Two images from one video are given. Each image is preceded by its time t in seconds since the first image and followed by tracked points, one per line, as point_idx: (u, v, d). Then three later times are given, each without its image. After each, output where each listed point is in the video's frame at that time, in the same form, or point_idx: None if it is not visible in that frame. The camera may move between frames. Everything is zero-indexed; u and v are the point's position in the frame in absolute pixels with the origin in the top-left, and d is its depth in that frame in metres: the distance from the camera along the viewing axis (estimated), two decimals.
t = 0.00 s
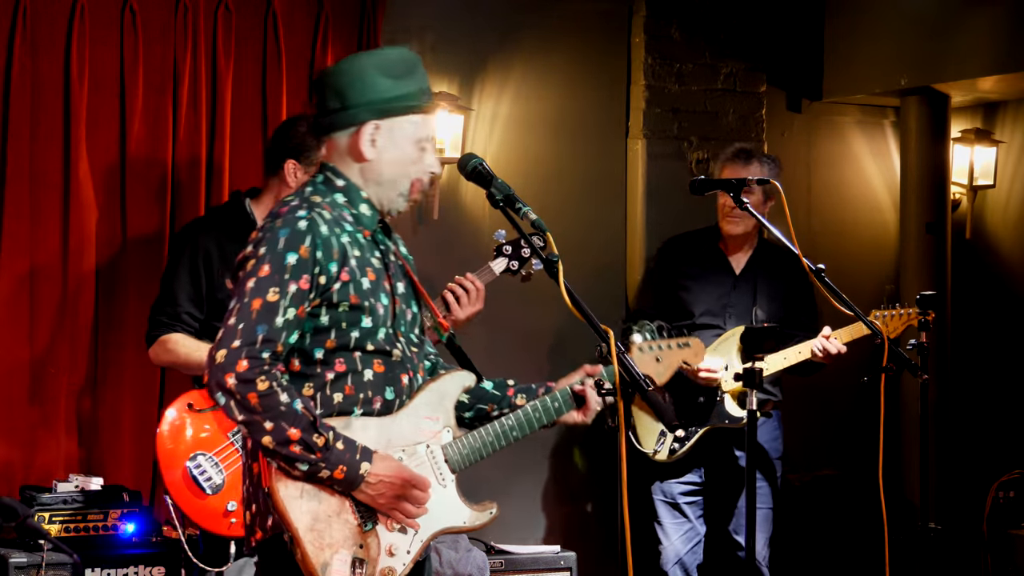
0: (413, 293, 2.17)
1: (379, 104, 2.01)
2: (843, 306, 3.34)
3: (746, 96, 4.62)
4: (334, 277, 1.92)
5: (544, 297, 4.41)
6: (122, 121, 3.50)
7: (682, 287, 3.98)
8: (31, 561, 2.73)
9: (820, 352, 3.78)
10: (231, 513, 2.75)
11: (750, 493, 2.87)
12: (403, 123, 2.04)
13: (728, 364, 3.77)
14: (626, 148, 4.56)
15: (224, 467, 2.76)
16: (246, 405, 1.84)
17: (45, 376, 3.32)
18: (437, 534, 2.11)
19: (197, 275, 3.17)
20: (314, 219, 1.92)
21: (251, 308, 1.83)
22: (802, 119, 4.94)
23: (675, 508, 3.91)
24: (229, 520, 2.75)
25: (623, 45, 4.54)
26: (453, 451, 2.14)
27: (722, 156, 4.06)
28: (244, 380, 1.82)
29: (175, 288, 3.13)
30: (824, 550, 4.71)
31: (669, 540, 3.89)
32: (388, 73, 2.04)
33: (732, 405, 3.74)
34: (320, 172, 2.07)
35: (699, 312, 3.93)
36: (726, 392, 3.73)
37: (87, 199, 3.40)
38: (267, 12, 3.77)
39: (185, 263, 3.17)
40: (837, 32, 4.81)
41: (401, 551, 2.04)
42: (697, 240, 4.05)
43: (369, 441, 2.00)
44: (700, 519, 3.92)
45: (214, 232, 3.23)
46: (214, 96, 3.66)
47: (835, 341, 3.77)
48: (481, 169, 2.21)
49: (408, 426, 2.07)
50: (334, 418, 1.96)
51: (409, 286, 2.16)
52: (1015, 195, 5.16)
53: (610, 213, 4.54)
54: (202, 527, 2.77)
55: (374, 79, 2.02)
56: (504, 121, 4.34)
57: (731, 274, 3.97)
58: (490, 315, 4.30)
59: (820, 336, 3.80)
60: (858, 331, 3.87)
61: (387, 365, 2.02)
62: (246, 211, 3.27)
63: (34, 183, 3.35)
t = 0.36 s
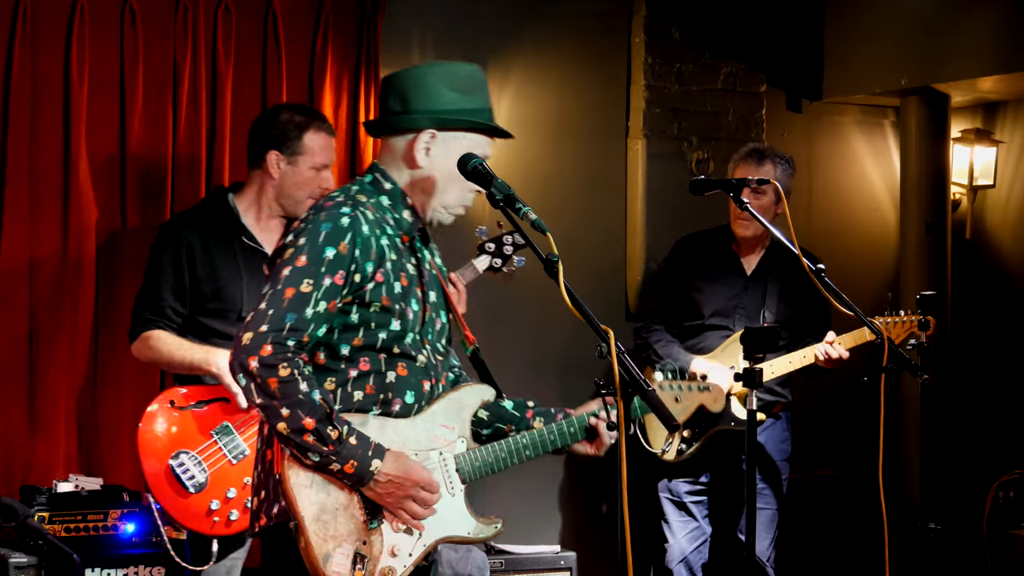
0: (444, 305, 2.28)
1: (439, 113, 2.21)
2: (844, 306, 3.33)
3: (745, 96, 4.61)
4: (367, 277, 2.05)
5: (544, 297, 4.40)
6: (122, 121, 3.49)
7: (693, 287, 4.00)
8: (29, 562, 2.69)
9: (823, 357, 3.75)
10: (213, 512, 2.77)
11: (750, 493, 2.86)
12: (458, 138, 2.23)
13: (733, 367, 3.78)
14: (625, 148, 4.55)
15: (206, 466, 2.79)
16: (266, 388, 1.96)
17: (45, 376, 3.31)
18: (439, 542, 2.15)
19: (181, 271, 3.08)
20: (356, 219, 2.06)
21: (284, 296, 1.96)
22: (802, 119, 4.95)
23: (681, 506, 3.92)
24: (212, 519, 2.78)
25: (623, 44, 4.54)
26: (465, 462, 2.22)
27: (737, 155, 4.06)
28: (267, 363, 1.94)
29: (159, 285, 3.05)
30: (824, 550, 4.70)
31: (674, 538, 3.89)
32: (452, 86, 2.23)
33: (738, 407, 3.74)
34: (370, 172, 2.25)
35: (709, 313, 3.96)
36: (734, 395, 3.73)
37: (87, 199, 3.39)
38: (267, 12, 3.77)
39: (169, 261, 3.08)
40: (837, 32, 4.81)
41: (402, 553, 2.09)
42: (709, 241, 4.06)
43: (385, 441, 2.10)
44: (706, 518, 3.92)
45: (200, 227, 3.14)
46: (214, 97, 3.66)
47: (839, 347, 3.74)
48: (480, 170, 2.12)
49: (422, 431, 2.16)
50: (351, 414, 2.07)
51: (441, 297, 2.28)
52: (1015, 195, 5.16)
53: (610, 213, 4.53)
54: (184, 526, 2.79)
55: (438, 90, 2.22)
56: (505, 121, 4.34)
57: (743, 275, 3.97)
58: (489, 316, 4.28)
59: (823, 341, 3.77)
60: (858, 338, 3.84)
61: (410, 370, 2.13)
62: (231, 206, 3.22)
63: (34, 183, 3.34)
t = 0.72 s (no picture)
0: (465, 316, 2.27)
1: (472, 120, 2.22)
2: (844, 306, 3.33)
3: (745, 96, 4.61)
4: (392, 277, 2.07)
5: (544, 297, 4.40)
6: (122, 121, 3.49)
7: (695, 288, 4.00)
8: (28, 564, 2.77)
9: (828, 357, 3.74)
10: (192, 516, 2.75)
11: (751, 492, 2.86)
12: (490, 146, 2.24)
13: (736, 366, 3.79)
14: (625, 148, 4.55)
15: (185, 469, 2.75)
16: (289, 383, 1.96)
17: (45, 376, 3.31)
18: (454, 546, 2.15)
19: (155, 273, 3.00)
20: (384, 219, 2.07)
21: (310, 291, 1.96)
22: (802, 119, 4.95)
23: (683, 507, 3.93)
24: (191, 522, 2.75)
25: (623, 44, 4.53)
26: (483, 469, 2.22)
27: (738, 154, 4.06)
28: (293, 358, 1.94)
29: (133, 286, 2.96)
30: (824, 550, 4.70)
31: (676, 539, 3.91)
32: (487, 96, 2.24)
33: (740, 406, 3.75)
34: (400, 178, 2.27)
35: (711, 313, 3.95)
36: (737, 395, 3.72)
37: (87, 199, 3.38)
38: (267, 12, 3.77)
39: (145, 262, 2.99)
40: (837, 32, 4.81)
41: (417, 553, 2.09)
42: (710, 241, 4.05)
43: (404, 442, 2.10)
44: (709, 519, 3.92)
45: (176, 227, 3.07)
46: (214, 97, 3.66)
47: (844, 346, 3.74)
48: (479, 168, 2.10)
49: (444, 438, 2.16)
50: (371, 414, 2.08)
51: (464, 304, 2.26)
52: (1015, 195, 5.16)
53: (609, 213, 4.53)
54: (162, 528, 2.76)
55: (472, 97, 2.23)
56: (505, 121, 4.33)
57: (745, 275, 3.96)
58: (489, 316, 4.29)
59: (829, 341, 3.77)
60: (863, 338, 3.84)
61: (430, 374, 2.14)
62: (201, 203, 3.14)
63: (34, 183, 3.34)
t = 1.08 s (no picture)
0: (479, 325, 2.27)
1: (502, 129, 2.23)
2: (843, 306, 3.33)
3: (745, 96, 4.61)
4: (414, 278, 2.07)
5: (544, 297, 4.40)
6: (122, 122, 3.49)
7: (689, 288, 3.99)
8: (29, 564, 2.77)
9: (825, 354, 3.73)
10: (187, 521, 2.73)
11: (751, 493, 2.86)
12: (516, 156, 2.25)
13: (733, 365, 3.80)
14: (625, 148, 4.55)
15: (179, 475, 2.73)
16: (305, 373, 1.95)
17: (45, 376, 3.31)
18: (459, 549, 2.13)
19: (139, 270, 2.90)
20: (410, 220, 2.08)
21: (332, 286, 1.97)
22: (802, 119, 4.95)
23: (680, 508, 3.91)
24: (185, 528, 2.74)
25: (623, 44, 4.53)
26: (490, 475, 2.20)
27: (728, 154, 4.06)
28: (310, 349, 1.94)
29: (118, 284, 2.85)
30: (824, 550, 4.69)
31: (672, 539, 3.90)
32: (519, 108, 2.26)
33: (739, 406, 3.80)
34: (426, 182, 2.28)
35: (705, 313, 3.95)
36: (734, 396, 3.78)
37: (87, 199, 3.38)
38: (267, 13, 3.77)
39: (130, 258, 2.90)
40: (836, 32, 4.81)
41: (423, 552, 2.08)
42: (702, 241, 4.06)
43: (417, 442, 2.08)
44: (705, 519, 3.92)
45: (162, 225, 2.99)
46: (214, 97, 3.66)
47: (842, 344, 3.72)
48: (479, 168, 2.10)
49: (454, 440, 2.15)
50: (385, 411, 2.07)
51: (478, 311, 2.27)
52: (1015, 195, 5.16)
53: (610, 213, 4.53)
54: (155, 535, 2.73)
55: (504, 107, 2.24)
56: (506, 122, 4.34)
57: (739, 275, 3.97)
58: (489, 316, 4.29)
59: (825, 339, 3.75)
60: (860, 336, 3.81)
61: (444, 376, 2.13)
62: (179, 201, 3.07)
63: (33, 183, 3.34)
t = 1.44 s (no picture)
0: (484, 326, 2.28)
1: (514, 134, 2.22)
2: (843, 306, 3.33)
3: (745, 96, 4.61)
4: (424, 278, 2.07)
5: (544, 297, 4.40)
6: (122, 122, 3.49)
7: (680, 290, 3.99)
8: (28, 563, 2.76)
9: (818, 360, 3.75)
10: (195, 522, 2.74)
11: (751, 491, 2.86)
12: (528, 161, 2.25)
13: (727, 368, 3.80)
14: (625, 148, 4.55)
15: (186, 476, 2.73)
16: (313, 368, 1.95)
17: (45, 376, 3.30)
18: (460, 549, 2.13)
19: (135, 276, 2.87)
20: (422, 220, 2.08)
21: (343, 283, 1.96)
22: (802, 119, 4.94)
23: (674, 509, 3.91)
24: (194, 529, 2.74)
25: (623, 44, 4.53)
26: (493, 475, 2.20)
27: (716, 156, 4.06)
28: (319, 344, 1.94)
29: (115, 290, 2.83)
30: (824, 549, 4.70)
31: (668, 539, 3.88)
32: (533, 113, 2.25)
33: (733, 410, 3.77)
34: (435, 183, 2.28)
35: (697, 316, 3.95)
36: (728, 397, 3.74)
37: (86, 199, 3.38)
38: (267, 13, 3.77)
39: (126, 262, 2.87)
40: (836, 32, 4.80)
41: (425, 551, 2.08)
42: (692, 243, 4.05)
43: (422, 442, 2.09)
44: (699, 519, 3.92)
45: (156, 228, 2.97)
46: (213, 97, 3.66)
47: (835, 349, 3.73)
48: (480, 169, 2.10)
49: (457, 440, 2.16)
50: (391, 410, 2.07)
51: (484, 314, 2.28)
52: (1015, 195, 5.17)
53: (609, 213, 4.53)
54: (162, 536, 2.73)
55: (517, 111, 2.24)
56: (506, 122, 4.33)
57: (729, 276, 3.97)
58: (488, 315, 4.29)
59: (818, 344, 3.77)
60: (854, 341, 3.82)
61: (450, 376, 2.13)
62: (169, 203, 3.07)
63: (33, 183, 3.33)
